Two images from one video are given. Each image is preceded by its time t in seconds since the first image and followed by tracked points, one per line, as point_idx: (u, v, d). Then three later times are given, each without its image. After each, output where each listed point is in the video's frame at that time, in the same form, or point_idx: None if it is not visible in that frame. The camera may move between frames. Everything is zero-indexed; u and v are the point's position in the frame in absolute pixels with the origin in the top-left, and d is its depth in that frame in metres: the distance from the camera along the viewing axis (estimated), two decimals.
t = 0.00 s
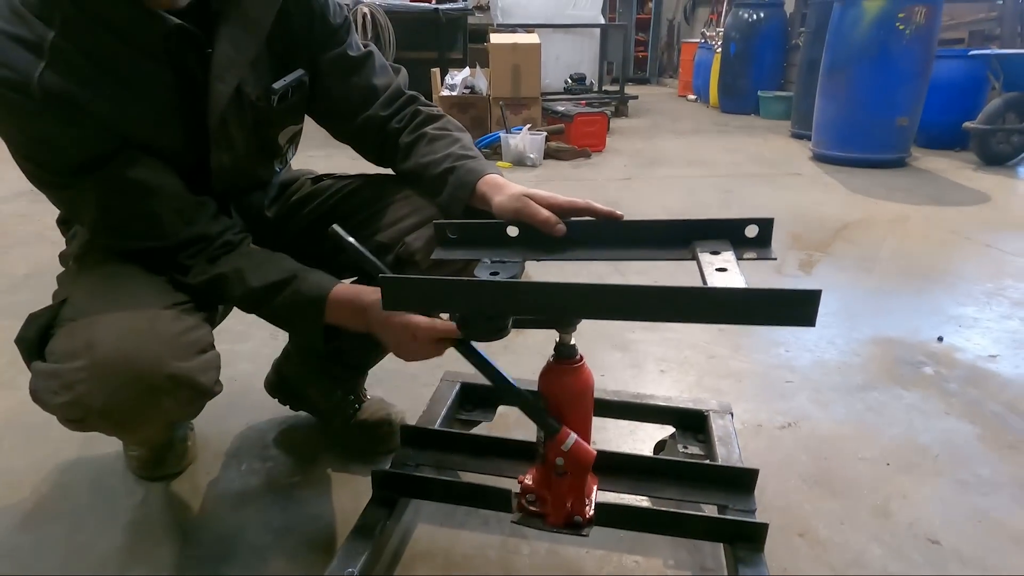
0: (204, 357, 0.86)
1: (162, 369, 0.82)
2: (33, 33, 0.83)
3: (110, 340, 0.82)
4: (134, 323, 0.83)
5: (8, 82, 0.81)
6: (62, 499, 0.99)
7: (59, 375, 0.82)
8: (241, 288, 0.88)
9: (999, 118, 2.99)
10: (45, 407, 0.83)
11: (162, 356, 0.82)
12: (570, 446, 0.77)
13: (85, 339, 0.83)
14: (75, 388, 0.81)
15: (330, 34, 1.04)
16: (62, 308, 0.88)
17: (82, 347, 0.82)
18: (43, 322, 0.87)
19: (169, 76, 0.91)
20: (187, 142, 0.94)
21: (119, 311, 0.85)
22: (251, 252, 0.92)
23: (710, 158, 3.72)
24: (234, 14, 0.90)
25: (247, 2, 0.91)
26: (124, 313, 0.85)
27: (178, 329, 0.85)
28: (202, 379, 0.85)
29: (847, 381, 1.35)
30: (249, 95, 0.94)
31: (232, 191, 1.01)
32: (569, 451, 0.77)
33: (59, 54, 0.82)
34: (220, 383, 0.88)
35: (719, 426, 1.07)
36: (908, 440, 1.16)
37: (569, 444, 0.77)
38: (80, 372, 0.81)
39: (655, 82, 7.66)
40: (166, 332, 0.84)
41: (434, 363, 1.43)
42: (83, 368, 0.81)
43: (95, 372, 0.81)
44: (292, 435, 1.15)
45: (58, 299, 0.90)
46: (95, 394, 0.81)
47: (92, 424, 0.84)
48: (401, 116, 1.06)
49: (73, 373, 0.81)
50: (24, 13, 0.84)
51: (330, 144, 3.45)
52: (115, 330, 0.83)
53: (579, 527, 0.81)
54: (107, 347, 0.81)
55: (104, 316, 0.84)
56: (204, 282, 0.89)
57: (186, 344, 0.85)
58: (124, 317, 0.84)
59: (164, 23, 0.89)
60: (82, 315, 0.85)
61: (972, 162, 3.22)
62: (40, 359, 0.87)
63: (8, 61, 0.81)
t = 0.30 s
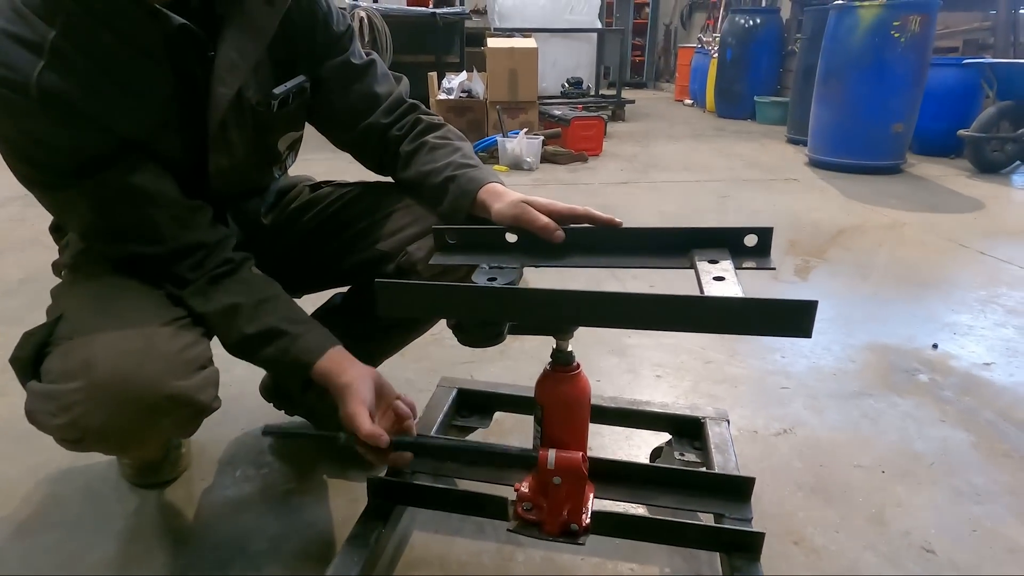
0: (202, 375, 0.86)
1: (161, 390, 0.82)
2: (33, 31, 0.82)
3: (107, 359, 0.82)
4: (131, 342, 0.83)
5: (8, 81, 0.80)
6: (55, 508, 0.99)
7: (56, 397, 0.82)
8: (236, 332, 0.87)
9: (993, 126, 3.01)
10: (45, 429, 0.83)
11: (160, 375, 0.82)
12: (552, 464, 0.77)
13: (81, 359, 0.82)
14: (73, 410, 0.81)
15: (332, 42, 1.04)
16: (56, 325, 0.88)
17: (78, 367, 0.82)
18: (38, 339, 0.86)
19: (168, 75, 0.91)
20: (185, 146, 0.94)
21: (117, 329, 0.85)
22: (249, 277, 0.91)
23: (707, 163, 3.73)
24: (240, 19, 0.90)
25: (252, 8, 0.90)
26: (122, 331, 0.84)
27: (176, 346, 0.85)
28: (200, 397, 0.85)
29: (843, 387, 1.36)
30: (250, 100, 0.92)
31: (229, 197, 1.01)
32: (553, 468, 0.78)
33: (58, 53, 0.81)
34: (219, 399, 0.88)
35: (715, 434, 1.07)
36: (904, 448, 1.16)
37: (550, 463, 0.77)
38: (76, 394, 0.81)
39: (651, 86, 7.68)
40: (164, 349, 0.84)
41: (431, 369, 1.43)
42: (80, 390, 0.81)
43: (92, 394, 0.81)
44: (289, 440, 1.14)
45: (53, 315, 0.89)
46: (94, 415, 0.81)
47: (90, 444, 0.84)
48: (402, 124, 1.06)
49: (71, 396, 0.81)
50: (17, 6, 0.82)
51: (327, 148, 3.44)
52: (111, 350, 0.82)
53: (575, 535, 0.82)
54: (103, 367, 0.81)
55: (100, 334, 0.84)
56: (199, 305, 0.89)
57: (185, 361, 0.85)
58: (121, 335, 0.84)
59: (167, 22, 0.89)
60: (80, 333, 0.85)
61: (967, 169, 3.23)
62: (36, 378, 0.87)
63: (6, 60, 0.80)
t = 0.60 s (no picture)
0: (189, 383, 0.86)
1: (147, 398, 0.82)
2: (14, 21, 0.80)
3: (92, 367, 0.82)
4: (117, 350, 0.83)
5: None
6: (47, 515, 0.98)
7: (39, 405, 0.81)
8: (223, 327, 0.85)
9: (989, 133, 3.03)
10: (30, 439, 0.82)
11: (146, 384, 0.82)
12: (554, 464, 0.76)
13: (65, 367, 0.82)
14: (56, 418, 0.81)
15: (329, 46, 1.04)
16: (44, 331, 0.87)
17: (62, 375, 0.82)
18: (24, 347, 0.86)
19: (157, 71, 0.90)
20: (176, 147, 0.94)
21: (103, 336, 0.84)
22: (234, 272, 0.88)
23: (704, 168, 3.74)
24: (234, 18, 0.89)
25: (245, 8, 0.89)
26: (108, 338, 0.84)
27: (163, 353, 0.85)
28: (188, 404, 0.85)
29: (839, 393, 1.36)
30: (244, 99, 0.92)
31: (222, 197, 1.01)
32: (555, 469, 0.76)
33: (43, 44, 0.80)
34: (207, 406, 0.88)
35: (712, 439, 1.06)
36: (900, 454, 1.16)
37: (552, 463, 0.76)
38: (59, 403, 0.81)
39: (649, 91, 7.70)
40: (150, 356, 0.84)
41: (427, 373, 1.43)
42: (64, 399, 0.81)
43: (77, 402, 0.81)
44: (283, 446, 1.14)
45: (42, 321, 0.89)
46: (77, 424, 0.81)
47: (74, 453, 0.84)
48: (400, 128, 1.06)
49: (54, 404, 0.81)
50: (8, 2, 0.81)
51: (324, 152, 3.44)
52: (97, 358, 0.82)
53: (571, 541, 0.82)
54: (89, 375, 0.81)
55: (86, 342, 0.84)
56: (186, 304, 0.88)
57: (172, 369, 0.85)
58: (108, 342, 0.84)
59: (150, 10, 0.86)
60: (66, 340, 0.84)
61: (962, 175, 3.25)
62: (21, 387, 0.86)
63: None
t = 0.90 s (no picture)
0: (179, 390, 0.85)
1: (137, 406, 0.81)
2: None
3: (81, 375, 0.81)
4: (106, 358, 0.83)
5: None
6: (33, 523, 0.97)
7: (26, 417, 0.80)
8: (214, 314, 0.86)
9: (979, 134, 3.04)
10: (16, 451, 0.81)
11: (136, 392, 0.81)
12: (554, 464, 0.74)
13: (52, 376, 0.81)
14: (43, 428, 0.79)
15: (316, 49, 1.04)
16: (28, 339, 0.87)
17: (50, 384, 0.81)
18: (9, 355, 0.86)
19: (142, 76, 0.89)
20: (160, 151, 0.93)
21: (91, 344, 0.84)
22: (219, 262, 0.89)
23: (697, 168, 3.74)
24: (218, 20, 0.89)
25: (228, 9, 0.89)
26: (97, 346, 0.84)
27: (153, 359, 0.84)
28: (178, 412, 0.85)
29: (831, 394, 1.36)
30: (228, 104, 0.92)
31: (209, 202, 1.01)
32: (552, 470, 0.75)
33: (21, 49, 0.79)
34: (198, 414, 0.88)
35: (704, 441, 1.06)
36: (892, 456, 1.16)
37: (553, 463, 0.74)
38: (46, 412, 0.80)
39: (642, 91, 7.71)
40: (140, 363, 0.84)
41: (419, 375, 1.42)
42: (52, 409, 0.80)
43: (65, 412, 0.80)
44: (273, 450, 1.13)
45: (25, 332, 0.88)
46: (65, 434, 0.80)
47: (65, 462, 0.82)
48: (387, 132, 1.05)
49: (41, 414, 0.80)
50: None
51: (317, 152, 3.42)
52: (85, 367, 0.82)
53: (563, 545, 0.82)
54: (77, 384, 0.80)
55: (73, 350, 0.83)
56: (172, 299, 0.87)
57: (162, 376, 0.85)
58: (96, 350, 0.83)
59: (131, 14, 0.84)
60: (52, 349, 0.84)
61: (953, 175, 3.26)
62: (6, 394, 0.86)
63: None
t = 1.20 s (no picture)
0: (164, 402, 0.84)
1: (121, 418, 0.80)
2: None
3: (62, 389, 0.80)
4: (89, 370, 0.82)
5: None
6: (19, 531, 0.96)
7: (8, 430, 0.80)
8: (195, 351, 0.85)
9: (969, 137, 3.06)
10: None
11: (119, 404, 0.80)
12: (531, 479, 0.76)
13: (34, 390, 0.80)
14: (23, 443, 0.79)
15: (304, 50, 1.03)
16: (9, 349, 0.85)
17: (31, 397, 0.80)
18: None
19: (128, 78, 0.88)
20: (146, 153, 0.92)
21: (74, 355, 0.83)
22: (206, 292, 0.88)
23: (690, 169, 3.75)
24: (206, 22, 0.88)
25: (217, 9, 0.88)
26: (80, 357, 0.83)
27: (139, 371, 0.83)
28: (163, 422, 0.83)
29: (823, 396, 1.36)
30: (215, 104, 0.91)
31: (197, 205, 1.00)
32: (532, 483, 0.76)
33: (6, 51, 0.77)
34: (185, 424, 0.87)
35: (697, 444, 1.06)
36: (884, 458, 1.16)
37: (529, 478, 0.76)
38: (27, 427, 0.79)
39: (636, 93, 7.73)
40: (124, 375, 0.82)
41: (411, 379, 1.41)
42: (33, 423, 0.79)
43: (47, 426, 0.79)
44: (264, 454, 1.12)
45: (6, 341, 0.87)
46: (47, 448, 0.79)
47: (45, 477, 0.82)
48: (376, 134, 1.05)
49: (23, 428, 0.79)
50: None
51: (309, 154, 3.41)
52: (68, 380, 0.80)
53: (554, 551, 0.81)
54: (59, 398, 0.79)
55: (56, 361, 0.82)
56: (157, 323, 0.86)
57: (149, 387, 0.83)
58: (80, 362, 0.82)
59: (121, 16, 0.85)
60: (34, 361, 0.83)
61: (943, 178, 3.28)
62: None
63: None
